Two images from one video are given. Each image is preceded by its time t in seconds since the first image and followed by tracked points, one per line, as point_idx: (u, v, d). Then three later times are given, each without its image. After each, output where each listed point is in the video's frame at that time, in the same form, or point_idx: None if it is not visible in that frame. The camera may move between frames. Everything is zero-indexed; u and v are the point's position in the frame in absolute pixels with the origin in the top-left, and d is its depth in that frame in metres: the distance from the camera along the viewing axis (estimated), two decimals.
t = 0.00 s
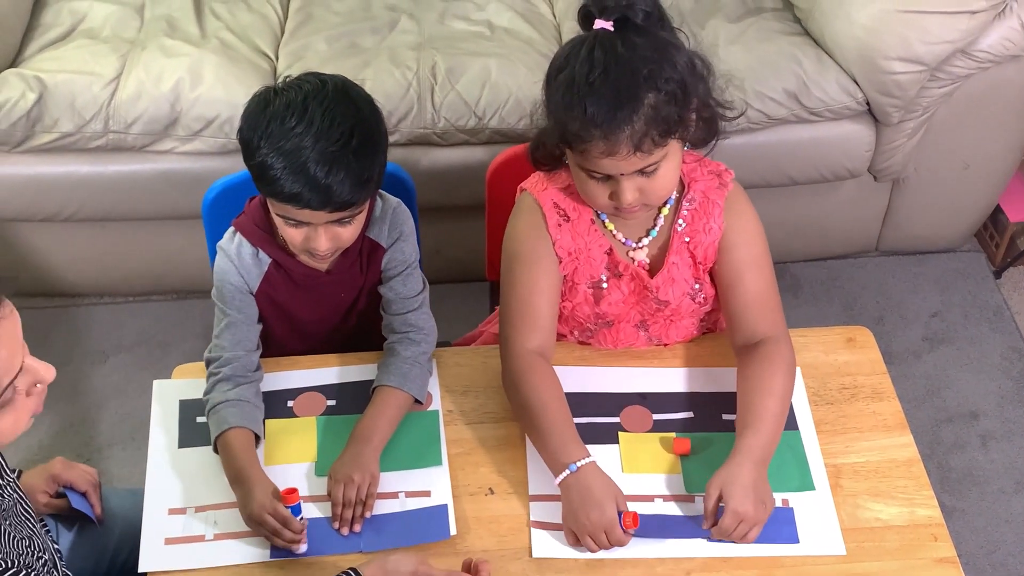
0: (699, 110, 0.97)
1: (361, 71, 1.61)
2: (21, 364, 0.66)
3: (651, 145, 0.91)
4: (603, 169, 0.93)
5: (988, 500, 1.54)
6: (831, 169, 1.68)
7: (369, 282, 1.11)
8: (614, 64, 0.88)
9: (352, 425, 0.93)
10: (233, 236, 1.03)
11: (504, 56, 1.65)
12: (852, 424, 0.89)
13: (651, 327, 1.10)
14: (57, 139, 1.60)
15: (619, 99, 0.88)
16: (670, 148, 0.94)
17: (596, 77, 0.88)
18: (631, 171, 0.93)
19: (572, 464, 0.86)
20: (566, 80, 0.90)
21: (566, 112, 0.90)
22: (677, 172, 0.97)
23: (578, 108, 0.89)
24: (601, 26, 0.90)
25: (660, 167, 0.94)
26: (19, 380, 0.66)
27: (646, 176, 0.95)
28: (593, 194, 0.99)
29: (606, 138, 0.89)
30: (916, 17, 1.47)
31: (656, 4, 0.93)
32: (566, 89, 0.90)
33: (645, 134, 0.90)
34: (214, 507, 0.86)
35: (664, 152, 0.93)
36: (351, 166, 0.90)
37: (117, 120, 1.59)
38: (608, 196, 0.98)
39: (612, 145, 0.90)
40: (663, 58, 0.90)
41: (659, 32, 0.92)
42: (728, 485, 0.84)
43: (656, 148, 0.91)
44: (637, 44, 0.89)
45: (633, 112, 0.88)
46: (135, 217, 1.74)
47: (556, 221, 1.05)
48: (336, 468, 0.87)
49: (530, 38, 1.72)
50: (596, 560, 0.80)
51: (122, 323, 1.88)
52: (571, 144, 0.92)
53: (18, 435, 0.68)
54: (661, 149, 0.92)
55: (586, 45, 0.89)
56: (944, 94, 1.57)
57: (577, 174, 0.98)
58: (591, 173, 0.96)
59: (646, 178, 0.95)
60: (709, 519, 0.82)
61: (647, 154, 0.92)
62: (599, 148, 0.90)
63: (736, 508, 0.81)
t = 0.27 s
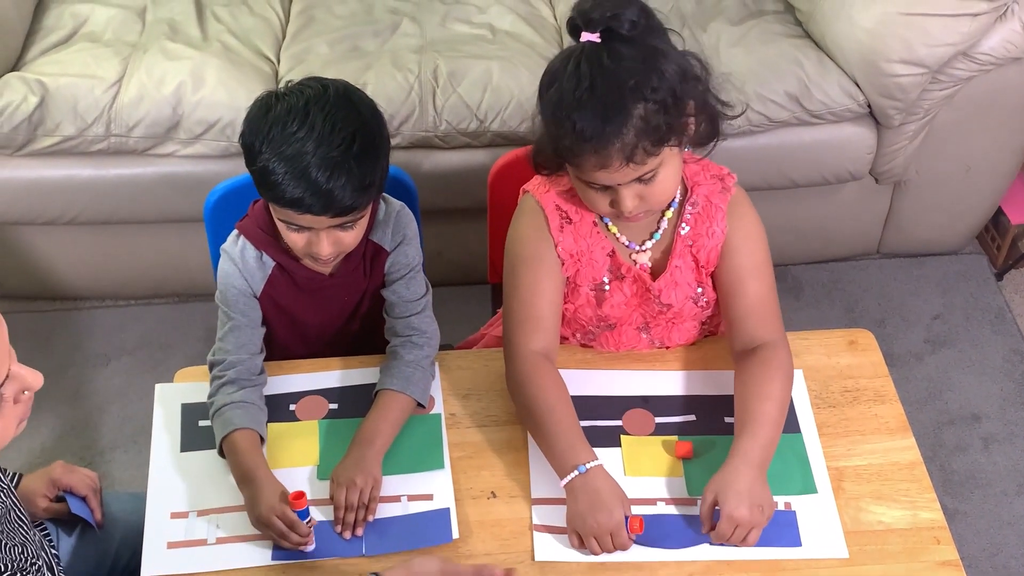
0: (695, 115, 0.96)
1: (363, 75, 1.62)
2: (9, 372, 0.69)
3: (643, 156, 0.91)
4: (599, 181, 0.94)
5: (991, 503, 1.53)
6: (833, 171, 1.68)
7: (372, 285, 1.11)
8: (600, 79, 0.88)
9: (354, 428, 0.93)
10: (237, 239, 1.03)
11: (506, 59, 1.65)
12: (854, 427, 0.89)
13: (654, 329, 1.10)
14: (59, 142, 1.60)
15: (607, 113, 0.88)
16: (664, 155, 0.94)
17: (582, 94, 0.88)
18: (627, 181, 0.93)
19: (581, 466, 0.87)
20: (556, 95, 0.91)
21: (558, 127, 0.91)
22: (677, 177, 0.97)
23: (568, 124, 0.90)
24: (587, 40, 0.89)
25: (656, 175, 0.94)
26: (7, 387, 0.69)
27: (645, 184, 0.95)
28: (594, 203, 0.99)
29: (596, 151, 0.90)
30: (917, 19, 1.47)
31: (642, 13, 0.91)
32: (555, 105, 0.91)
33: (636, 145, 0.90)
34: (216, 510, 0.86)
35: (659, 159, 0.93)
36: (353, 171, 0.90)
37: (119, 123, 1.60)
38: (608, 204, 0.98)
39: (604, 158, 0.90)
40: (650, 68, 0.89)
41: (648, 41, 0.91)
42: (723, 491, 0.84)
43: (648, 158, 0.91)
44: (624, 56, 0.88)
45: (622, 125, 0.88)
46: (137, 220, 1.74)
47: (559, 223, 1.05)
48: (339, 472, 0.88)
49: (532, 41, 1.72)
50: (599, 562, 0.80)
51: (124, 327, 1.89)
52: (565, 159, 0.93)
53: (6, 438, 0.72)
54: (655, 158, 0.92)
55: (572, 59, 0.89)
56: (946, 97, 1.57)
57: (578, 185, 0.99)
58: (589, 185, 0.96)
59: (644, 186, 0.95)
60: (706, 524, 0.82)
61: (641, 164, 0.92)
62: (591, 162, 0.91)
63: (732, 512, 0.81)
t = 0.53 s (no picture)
0: (690, 117, 0.96)
1: (364, 77, 1.62)
2: (47, 372, 0.71)
3: (633, 157, 0.90)
4: (590, 182, 0.94)
5: (992, 505, 1.53)
6: (834, 173, 1.68)
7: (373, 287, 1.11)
8: (589, 81, 0.88)
9: (355, 431, 0.93)
10: (236, 241, 1.04)
11: (507, 61, 1.65)
12: (855, 430, 0.89)
13: (655, 330, 1.10)
14: (60, 144, 1.60)
15: (594, 115, 0.88)
16: (657, 156, 0.93)
17: (572, 96, 0.89)
18: (618, 182, 0.93)
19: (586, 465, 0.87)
20: (547, 99, 0.91)
21: (548, 130, 0.91)
22: (672, 178, 0.97)
23: (557, 126, 0.90)
24: (578, 42, 0.89)
25: (649, 176, 0.94)
26: (45, 386, 0.71)
27: (638, 185, 0.95)
28: (589, 204, 1.00)
29: (585, 154, 0.90)
30: (918, 21, 1.48)
31: (635, 14, 0.90)
32: (545, 108, 0.91)
33: (625, 147, 0.89)
34: (217, 513, 0.86)
35: (649, 161, 0.92)
36: (351, 171, 0.90)
37: (119, 126, 1.60)
38: (603, 206, 0.98)
39: (592, 160, 0.90)
40: (640, 70, 0.89)
41: (640, 42, 0.90)
42: (722, 494, 0.84)
43: (638, 160, 0.91)
44: (613, 57, 0.88)
45: (610, 127, 0.88)
46: (138, 222, 1.74)
47: (559, 225, 1.05)
48: (340, 475, 0.88)
49: (532, 43, 1.72)
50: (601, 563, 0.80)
51: (125, 329, 1.89)
52: (557, 162, 0.94)
53: (47, 440, 0.73)
54: (645, 159, 0.92)
55: (561, 62, 0.89)
56: (946, 98, 1.57)
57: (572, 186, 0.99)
58: (582, 186, 0.96)
59: (637, 187, 0.95)
60: (705, 525, 0.83)
61: (631, 165, 0.91)
62: (581, 164, 0.91)
63: (730, 514, 0.81)
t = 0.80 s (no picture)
0: (690, 117, 0.96)
1: (364, 79, 1.62)
2: (127, 367, 0.74)
3: (632, 156, 0.90)
4: (589, 181, 0.94)
5: (993, 505, 1.53)
6: (834, 174, 1.68)
7: (371, 288, 1.11)
8: (588, 80, 0.88)
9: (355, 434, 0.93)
10: (233, 243, 1.04)
11: (507, 62, 1.65)
12: (857, 432, 0.89)
13: (656, 331, 1.10)
14: (60, 146, 1.60)
15: (593, 114, 0.88)
16: (657, 156, 0.93)
17: (571, 95, 0.88)
18: (617, 182, 0.93)
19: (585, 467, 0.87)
20: (546, 98, 0.91)
21: (547, 128, 0.91)
22: (671, 179, 0.97)
23: (556, 124, 0.90)
24: (578, 40, 0.89)
25: (649, 176, 0.94)
26: (124, 381, 0.74)
27: (637, 185, 0.95)
28: (588, 204, 1.00)
29: (583, 152, 0.90)
30: (918, 22, 1.48)
31: (636, 13, 0.90)
32: (545, 106, 0.91)
33: (624, 146, 0.89)
34: (218, 516, 0.86)
35: (649, 161, 0.92)
36: (350, 167, 0.90)
37: (119, 127, 1.60)
38: (601, 206, 0.98)
39: (591, 159, 0.90)
40: (640, 69, 0.89)
41: (642, 41, 0.90)
42: (729, 496, 0.84)
43: (637, 160, 0.91)
44: (613, 57, 0.88)
45: (609, 126, 0.88)
46: (138, 224, 1.74)
47: (559, 226, 1.05)
48: (342, 478, 0.87)
49: (532, 45, 1.72)
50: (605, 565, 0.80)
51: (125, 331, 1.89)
52: (556, 161, 0.93)
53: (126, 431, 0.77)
54: (645, 159, 0.91)
55: (561, 62, 0.89)
56: (947, 99, 1.57)
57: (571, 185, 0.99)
58: (581, 185, 0.96)
59: (636, 187, 0.95)
60: (709, 527, 0.83)
61: (630, 165, 0.91)
62: (579, 162, 0.91)
63: (737, 517, 0.81)
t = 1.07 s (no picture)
0: (694, 114, 0.96)
1: (364, 78, 1.62)
2: (140, 376, 0.75)
3: (638, 150, 0.90)
4: (594, 176, 0.93)
5: (995, 505, 1.53)
6: (835, 174, 1.67)
7: (367, 288, 1.11)
8: (594, 74, 0.87)
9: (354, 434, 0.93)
10: (226, 244, 1.04)
11: (507, 62, 1.65)
12: (858, 432, 0.89)
13: (657, 330, 1.10)
14: (59, 146, 1.60)
15: (600, 108, 0.88)
16: (662, 151, 0.93)
17: (577, 88, 0.88)
18: (623, 176, 0.92)
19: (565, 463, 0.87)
20: (551, 92, 0.90)
21: (553, 122, 0.91)
22: (674, 176, 0.96)
23: (563, 117, 0.90)
24: (585, 35, 0.88)
25: (653, 172, 0.94)
26: (139, 390, 0.75)
27: (641, 181, 0.94)
28: (592, 200, 0.99)
29: (590, 146, 0.89)
30: (920, 21, 1.47)
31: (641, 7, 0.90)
32: (551, 100, 0.90)
33: (630, 140, 0.89)
34: (217, 517, 0.86)
35: (655, 156, 0.92)
36: (343, 159, 0.91)
37: (118, 127, 1.59)
38: (605, 202, 0.98)
39: (598, 152, 0.89)
40: (646, 63, 0.89)
41: (647, 37, 0.90)
42: (734, 486, 0.84)
43: (644, 154, 0.91)
44: (620, 51, 0.88)
45: (615, 119, 0.88)
46: (138, 224, 1.74)
47: (559, 225, 1.04)
48: (341, 479, 0.87)
49: (533, 44, 1.72)
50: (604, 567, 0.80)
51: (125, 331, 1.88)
52: (561, 155, 0.93)
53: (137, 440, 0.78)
54: (651, 154, 0.91)
55: (567, 56, 0.89)
56: (948, 98, 1.57)
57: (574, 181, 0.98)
58: (585, 181, 0.96)
59: (641, 183, 0.94)
60: (709, 515, 0.83)
61: (636, 159, 0.91)
62: (586, 156, 0.90)
63: (740, 510, 0.82)
